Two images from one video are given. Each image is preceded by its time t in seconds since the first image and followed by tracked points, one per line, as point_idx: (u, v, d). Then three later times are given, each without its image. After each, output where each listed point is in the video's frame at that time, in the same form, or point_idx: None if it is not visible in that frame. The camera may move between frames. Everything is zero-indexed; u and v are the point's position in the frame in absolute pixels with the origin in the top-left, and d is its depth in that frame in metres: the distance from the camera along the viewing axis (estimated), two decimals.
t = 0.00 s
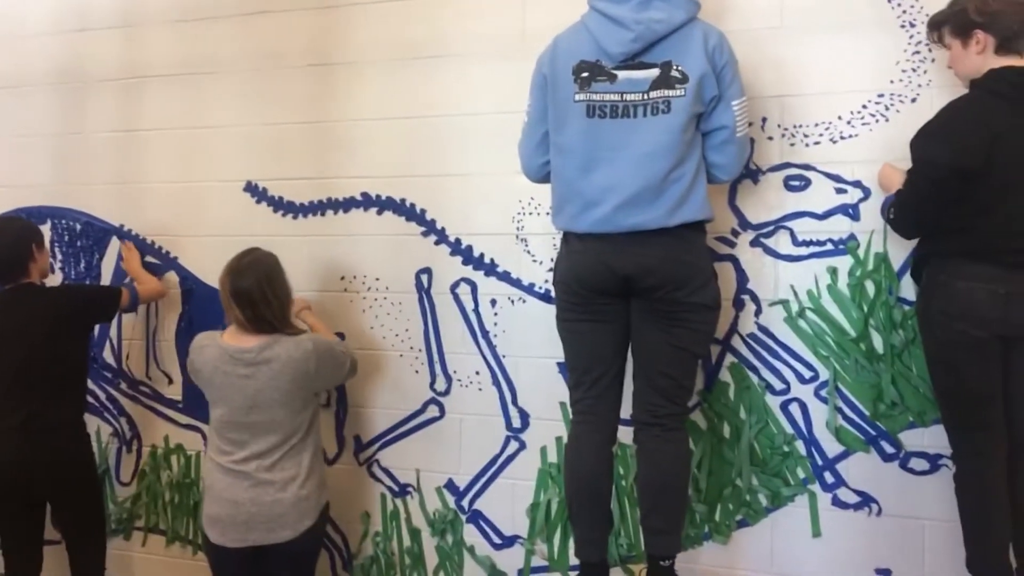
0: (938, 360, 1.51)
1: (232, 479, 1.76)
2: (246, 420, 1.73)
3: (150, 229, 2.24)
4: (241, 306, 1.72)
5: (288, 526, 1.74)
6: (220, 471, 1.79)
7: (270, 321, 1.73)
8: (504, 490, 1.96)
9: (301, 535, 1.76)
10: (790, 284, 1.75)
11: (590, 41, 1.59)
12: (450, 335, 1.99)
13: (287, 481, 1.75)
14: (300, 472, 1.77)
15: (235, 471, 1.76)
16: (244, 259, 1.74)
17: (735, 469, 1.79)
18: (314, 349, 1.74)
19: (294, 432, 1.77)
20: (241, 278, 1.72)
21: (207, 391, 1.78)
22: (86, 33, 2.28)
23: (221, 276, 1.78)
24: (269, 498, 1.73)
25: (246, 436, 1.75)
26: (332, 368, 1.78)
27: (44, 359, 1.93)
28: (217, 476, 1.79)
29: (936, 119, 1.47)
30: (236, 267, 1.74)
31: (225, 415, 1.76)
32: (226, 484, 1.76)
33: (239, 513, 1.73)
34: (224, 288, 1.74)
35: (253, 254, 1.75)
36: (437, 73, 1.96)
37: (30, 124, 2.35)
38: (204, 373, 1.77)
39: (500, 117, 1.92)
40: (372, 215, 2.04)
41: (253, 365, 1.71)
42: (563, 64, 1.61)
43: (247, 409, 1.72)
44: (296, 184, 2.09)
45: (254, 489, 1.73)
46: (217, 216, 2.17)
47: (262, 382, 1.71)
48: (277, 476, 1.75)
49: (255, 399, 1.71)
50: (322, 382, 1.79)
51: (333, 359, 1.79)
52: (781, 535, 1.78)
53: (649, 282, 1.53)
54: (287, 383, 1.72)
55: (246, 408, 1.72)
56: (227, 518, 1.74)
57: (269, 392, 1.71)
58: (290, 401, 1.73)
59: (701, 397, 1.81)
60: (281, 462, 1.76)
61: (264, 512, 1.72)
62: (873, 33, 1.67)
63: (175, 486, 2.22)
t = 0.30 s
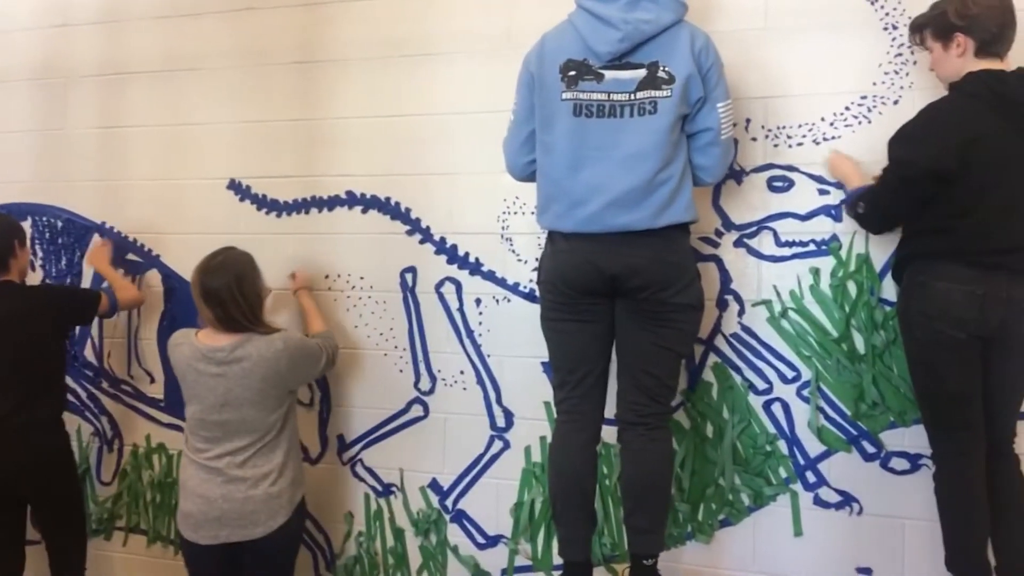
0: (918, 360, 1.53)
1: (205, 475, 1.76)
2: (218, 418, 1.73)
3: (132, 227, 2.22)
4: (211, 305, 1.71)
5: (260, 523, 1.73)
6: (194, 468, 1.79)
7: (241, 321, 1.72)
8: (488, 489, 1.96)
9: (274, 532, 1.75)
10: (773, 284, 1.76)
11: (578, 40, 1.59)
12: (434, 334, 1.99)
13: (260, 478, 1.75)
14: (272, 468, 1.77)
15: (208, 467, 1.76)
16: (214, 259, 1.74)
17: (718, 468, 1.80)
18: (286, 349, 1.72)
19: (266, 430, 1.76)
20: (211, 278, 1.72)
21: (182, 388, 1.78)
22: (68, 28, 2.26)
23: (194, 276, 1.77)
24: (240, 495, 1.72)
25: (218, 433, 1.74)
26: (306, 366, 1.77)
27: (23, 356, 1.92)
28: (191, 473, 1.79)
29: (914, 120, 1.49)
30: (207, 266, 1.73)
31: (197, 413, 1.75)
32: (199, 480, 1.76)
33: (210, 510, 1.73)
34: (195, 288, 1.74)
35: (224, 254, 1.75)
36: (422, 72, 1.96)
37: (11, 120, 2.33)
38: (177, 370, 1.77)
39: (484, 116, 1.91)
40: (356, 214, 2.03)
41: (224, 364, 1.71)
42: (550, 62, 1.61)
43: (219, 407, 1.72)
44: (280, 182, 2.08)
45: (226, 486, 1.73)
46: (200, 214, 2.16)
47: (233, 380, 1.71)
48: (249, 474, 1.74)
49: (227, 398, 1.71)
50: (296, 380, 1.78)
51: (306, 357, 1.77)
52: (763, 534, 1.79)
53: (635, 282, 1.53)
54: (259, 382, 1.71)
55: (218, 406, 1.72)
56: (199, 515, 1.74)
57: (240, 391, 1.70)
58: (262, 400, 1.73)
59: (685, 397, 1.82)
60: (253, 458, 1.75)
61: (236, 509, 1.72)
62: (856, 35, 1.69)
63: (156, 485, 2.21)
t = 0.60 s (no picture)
0: (902, 364, 1.54)
1: (186, 477, 1.75)
2: (200, 418, 1.72)
3: (116, 227, 2.21)
4: (193, 306, 1.70)
5: (242, 525, 1.72)
6: (175, 470, 1.77)
7: (222, 321, 1.71)
8: (473, 492, 1.96)
9: (256, 534, 1.74)
10: (758, 289, 1.77)
11: (567, 44, 1.60)
12: (421, 337, 1.99)
13: (242, 479, 1.74)
14: (255, 469, 1.76)
15: (189, 468, 1.75)
16: (197, 259, 1.73)
17: (703, 472, 1.80)
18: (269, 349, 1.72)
19: (249, 429, 1.75)
20: (193, 278, 1.71)
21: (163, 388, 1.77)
22: (54, 27, 2.24)
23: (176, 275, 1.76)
24: (222, 496, 1.72)
25: (201, 434, 1.73)
26: (288, 365, 1.78)
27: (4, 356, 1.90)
28: (171, 475, 1.78)
29: (889, 123, 1.52)
30: (190, 266, 1.73)
31: (180, 414, 1.74)
32: (180, 482, 1.75)
33: (191, 512, 1.72)
34: (177, 288, 1.73)
35: (205, 255, 1.74)
36: (410, 74, 1.96)
37: None
38: (160, 370, 1.76)
39: (472, 119, 1.91)
40: (343, 215, 2.03)
41: (208, 364, 1.70)
42: (539, 65, 1.61)
43: (201, 407, 1.71)
44: (266, 183, 2.08)
45: (208, 488, 1.72)
46: (185, 215, 2.15)
47: (216, 380, 1.70)
48: (231, 474, 1.74)
49: (209, 398, 1.70)
50: (279, 380, 1.77)
51: (290, 355, 1.77)
52: (747, 538, 1.80)
53: (622, 285, 1.54)
54: (242, 381, 1.71)
55: (201, 406, 1.71)
56: (180, 518, 1.73)
57: (223, 391, 1.70)
58: (245, 400, 1.72)
59: (671, 401, 1.82)
60: (235, 459, 1.75)
61: (217, 511, 1.71)
62: (842, 42, 1.70)
63: (139, 487, 2.19)
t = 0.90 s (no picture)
0: (887, 372, 1.54)
1: (171, 482, 1.73)
2: (186, 422, 1.71)
3: (103, 231, 2.19)
4: (180, 310, 1.70)
5: (227, 530, 1.71)
6: (159, 474, 1.76)
7: (209, 325, 1.71)
8: (460, 499, 1.96)
9: (242, 540, 1.73)
10: (745, 296, 1.78)
11: (557, 51, 1.60)
12: (409, 343, 1.99)
13: (227, 484, 1.73)
14: (240, 474, 1.75)
15: (175, 473, 1.73)
16: (184, 263, 1.73)
17: (690, 479, 1.81)
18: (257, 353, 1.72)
19: (235, 434, 1.74)
20: (180, 282, 1.70)
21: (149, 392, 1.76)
22: (41, 29, 2.23)
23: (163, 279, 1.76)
24: (208, 501, 1.71)
25: (187, 438, 1.72)
26: (275, 368, 1.77)
27: None
28: (156, 480, 1.76)
29: (873, 131, 1.54)
30: (177, 270, 1.72)
31: (165, 418, 1.73)
32: (165, 487, 1.74)
33: (176, 517, 1.70)
34: (163, 292, 1.72)
35: (191, 259, 1.73)
36: (400, 79, 1.96)
37: None
38: (145, 374, 1.75)
39: (461, 125, 1.92)
40: (332, 220, 2.02)
41: (194, 367, 1.69)
42: (529, 72, 1.61)
43: (187, 411, 1.70)
44: (254, 188, 2.07)
45: (194, 493, 1.71)
46: (172, 219, 2.14)
47: (202, 384, 1.69)
48: (217, 478, 1.73)
49: (196, 401, 1.69)
50: (266, 384, 1.77)
51: (277, 359, 1.77)
52: (733, 545, 1.80)
53: (611, 292, 1.54)
54: (229, 385, 1.70)
55: (187, 410, 1.70)
56: (165, 523, 1.71)
57: (210, 395, 1.69)
58: (232, 404, 1.71)
59: (658, 408, 1.83)
60: (220, 464, 1.73)
61: (203, 517, 1.70)
62: (829, 52, 1.71)
63: (123, 493, 2.18)
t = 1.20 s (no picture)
0: (873, 383, 1.55)
1: (156, 490, 1.73)
2: (173, 430, 1.70)
3: (90, 238, 2.18)
4: (168, 318, 1.69)
5: (212, 539, 1.70)
6: (146, 482, 1.75)
7: (197, 334, 1.70)
8: (447, 508, 1.96)
9: (227, 549, 1.72)
10: (733, 306, 1.78)
11: (548, 61, 1.60)
12: (397, 351, 1.98)
13: (213, 492, 1.72)
14: (226, 482, 1.74)
15: (160, 481, 1.73)
16: (173, 271, 1.72)
17: (677, 489, 1.81)
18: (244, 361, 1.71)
19: (222, 442, 1.73)
20: (169, 290, 1.70)
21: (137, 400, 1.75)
22: (29, 36, 2.22)
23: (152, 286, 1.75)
24: (192, 510, 1.69)
25: (173, 446, 1.71)
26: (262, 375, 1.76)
27: None
28: (142, 488, 1.75)
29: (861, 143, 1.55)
30: (167, 279, 1.71)
31: (152, 426, 1.73)
32: (151, 495, 1.73)
33: (161, 526, 1.69)
34: (152, 300, 1.72)
35: (179, 268, 1.73)
36: (389, 88, 1.96)
37: None
38: (133, 382, 1.75)
39: (451, 134, 1.92)
40: (320, 228, 2.02)
41: (181, 375, 1.68)
42: (519, 81, 1.61)
43: (174, 419, 1.69)
44: (243, 196, 2.07)
45: (179, 501, 1.70)
46: (160, 226, 2.13)
47: (189, 392, 1.68)
48: (202, 486, 1.71)
49: (182, 410, 1.68)
50: (254, 392, 1.76)
51: (264, 366, 1.76)
52: (720, 555, 1.80)
53: (600, 302, 1.54)
54: (215, 393, 1.69)
55: (174, 418, 1.69)
56: (150, 532, 1.70)
57: (196, 403, 1.68)
58: (218, 412, 1.70)
59: (646, 417, 1.83)
60: (206, 472, 1.72)
61: (187, 525, 1.69)
62: (816, 64, 1.72)
63: (108, 502, 2.16)
